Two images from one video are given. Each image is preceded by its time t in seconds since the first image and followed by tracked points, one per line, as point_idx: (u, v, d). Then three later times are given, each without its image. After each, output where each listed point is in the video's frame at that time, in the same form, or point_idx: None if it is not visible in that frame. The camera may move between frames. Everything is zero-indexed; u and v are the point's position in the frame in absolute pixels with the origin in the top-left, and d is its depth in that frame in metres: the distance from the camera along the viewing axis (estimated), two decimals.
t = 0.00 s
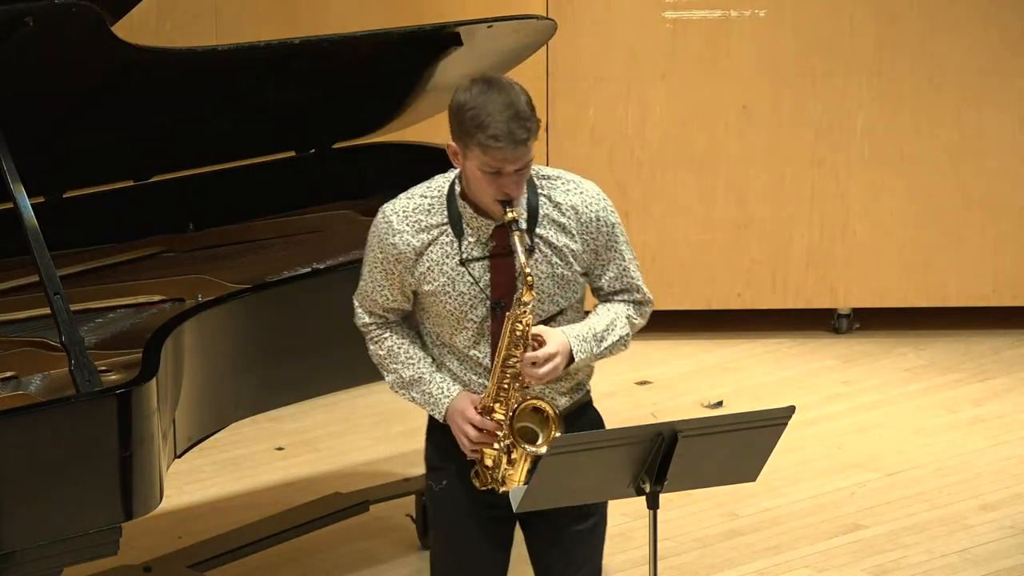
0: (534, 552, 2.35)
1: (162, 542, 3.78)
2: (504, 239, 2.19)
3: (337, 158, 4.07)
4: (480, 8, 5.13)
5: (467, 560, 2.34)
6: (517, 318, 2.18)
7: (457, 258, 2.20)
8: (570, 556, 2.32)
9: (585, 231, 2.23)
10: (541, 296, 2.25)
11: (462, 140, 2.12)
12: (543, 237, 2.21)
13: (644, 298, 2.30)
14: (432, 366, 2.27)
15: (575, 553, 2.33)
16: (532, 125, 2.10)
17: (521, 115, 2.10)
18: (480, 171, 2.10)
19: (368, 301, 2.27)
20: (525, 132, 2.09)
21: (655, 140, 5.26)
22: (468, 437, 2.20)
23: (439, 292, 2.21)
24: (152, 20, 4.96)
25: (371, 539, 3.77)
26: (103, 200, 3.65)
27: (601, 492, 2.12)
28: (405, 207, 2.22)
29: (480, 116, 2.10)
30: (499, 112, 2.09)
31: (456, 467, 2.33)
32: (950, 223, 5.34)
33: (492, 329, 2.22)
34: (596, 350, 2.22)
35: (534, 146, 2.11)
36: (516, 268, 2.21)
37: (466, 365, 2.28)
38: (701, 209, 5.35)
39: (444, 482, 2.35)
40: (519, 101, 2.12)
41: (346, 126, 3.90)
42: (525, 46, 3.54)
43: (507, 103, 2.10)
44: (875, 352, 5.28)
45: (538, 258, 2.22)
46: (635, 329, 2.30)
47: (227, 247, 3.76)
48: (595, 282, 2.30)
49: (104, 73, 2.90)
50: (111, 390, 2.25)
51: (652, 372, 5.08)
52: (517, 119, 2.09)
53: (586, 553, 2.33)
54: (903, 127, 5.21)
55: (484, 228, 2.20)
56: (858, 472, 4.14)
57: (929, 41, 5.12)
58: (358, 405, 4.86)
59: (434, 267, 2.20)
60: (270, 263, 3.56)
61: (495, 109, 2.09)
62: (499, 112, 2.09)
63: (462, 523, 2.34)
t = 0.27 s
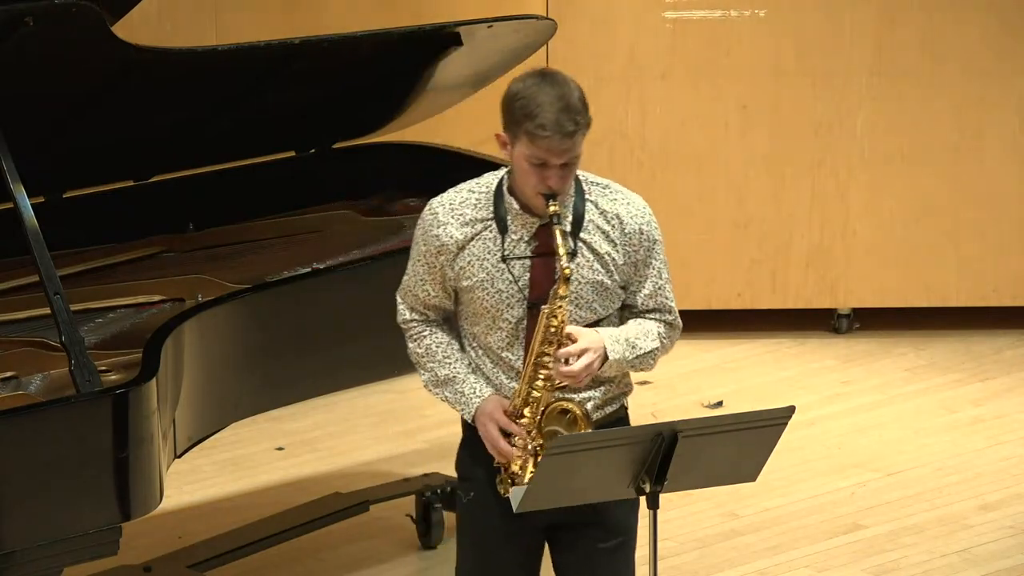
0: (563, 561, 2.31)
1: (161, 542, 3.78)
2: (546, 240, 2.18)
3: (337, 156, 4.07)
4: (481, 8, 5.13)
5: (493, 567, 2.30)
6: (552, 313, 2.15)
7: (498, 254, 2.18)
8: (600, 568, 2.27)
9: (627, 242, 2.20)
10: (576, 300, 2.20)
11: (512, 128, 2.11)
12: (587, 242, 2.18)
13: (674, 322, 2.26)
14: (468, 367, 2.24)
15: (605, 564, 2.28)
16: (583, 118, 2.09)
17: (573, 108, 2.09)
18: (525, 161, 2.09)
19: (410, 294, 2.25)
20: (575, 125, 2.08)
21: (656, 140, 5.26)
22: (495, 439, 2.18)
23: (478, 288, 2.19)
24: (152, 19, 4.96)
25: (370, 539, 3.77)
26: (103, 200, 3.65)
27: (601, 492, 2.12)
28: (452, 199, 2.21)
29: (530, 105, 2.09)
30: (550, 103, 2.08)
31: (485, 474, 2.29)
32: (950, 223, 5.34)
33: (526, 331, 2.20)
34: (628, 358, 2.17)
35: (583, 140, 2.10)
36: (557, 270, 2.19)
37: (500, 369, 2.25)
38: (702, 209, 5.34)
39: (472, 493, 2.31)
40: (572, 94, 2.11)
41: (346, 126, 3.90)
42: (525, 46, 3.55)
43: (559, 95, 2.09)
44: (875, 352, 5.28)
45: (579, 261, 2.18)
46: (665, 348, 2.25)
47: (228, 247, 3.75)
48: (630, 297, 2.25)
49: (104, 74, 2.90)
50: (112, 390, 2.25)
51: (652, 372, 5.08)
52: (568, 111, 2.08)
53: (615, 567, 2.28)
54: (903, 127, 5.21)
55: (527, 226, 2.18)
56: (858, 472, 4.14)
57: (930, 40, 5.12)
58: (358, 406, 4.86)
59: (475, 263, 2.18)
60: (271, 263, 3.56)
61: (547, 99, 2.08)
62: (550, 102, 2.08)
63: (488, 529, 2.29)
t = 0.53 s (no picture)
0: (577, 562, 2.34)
1: (161, 542, 3.78)
2: (563, 228, 2.22)
3: (337, 155, 4.07)
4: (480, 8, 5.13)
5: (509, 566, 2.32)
6: (570, 296, 2.16)
7: (517, 245, 2.22)
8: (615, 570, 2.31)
9: (648, 229, 2.22)
10: (598, 289, 2.22)
11: (525, 111, 2.14)
12: (605, 230, 2.21)
13: (706, 309, 2.24)
14: (490, 368, 2.27)
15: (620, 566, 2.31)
16: (595, 99, 2.11)
17: (586, 89, 2.11)
18: (539, 144, 2.11)
19: (435, 296, 2.30)
20: (587, 105, 2.10)
21: (656, 140, 5.26)
22: (519, 437, 2.17)
23: (497, 281, 2.23)
24: (152, 19, 4.95)
25: (370, 539, 3.77)
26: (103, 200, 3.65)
27: (601, 492, 2.12)
28: (471, 195, 2.27)
29: (542, 87, 2.11)
30: (563, 85, 2.10)
31: (509, 473, 2.34)
32: (951, 223, 5.34)
33: (546, 322, 2.22)
34: (656, 341, 2.16)
35: (596, 122, 2.12)
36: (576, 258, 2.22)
37: (523, 364, 2.27)
38: (702, 209, 5.34)
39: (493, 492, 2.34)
40: (584, 76, 2.13)
41: (346, 126, 3.90)
42: (525, 46, 3.55)
43: (571, 76, 2.12)
44: (875, 352, 5.28)
45: (598, 250, 2.21)
46: (697, 338, 2.23)
47: (228, 247, 3.75)
48: (656, 287, 2.26)
49: (103, 73, 2.90)
50: (111, 390, 2.25)
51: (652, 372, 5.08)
52: (580, 92, 2.10)
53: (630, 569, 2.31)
54: (904, 127, 5.22)
55: (544, 216, 2.22)
56: (858, 472, 4.14)
57: (930, 41, 5.12)
58: (358, 406, 4.86)
59: (494, 255, 2.23)
60: (271, 263, 3.56)
61: (559, 81, 2.11)
62: (563, 84, 2.10)
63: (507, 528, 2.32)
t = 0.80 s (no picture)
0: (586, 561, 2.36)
1: (161, 542, 3.78)
2: (572, 227, 2.21)
3: (337, 156, 4.07)
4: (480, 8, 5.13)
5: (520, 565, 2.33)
6: (577, 296, 2.16)
7: (525, 245, 2.23)
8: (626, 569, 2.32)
9: (657, 229, 2.22)
10: (606, 289, 2.22)
11: (531, 111, 2.14)
12: (614, 230, 2.22)
13: (717, 310, 2.23)
14: (501, 369, 2.28)
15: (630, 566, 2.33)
16: (601, 96, 2.11)
17: (592, 87, 2.11)
18: (546, 143, 2.11)
19: (447, 297, 2.31)
20: (593, 103, 2.10)
21: (656, 140, 5.26)
22: (530, 438, 2.18)
23: (506, 281, 2.23)
24: (152, 20, 4.94)
25: (370, 539, 3.77)
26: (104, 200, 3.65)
27: (602, 492, 2.12)
28: (481, 195, 2.27)
29: (549, 86, 2.12)
30: (568, 83, 2.10)
31: (519, 474, 2.35)
32: (951, 223, 5.34)
33: (555, 322, 2.22)
34: (664, 340, 2.16)
35: (603, 120, 2.12)
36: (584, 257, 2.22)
37: (534, 366, 2.27)
38: (703, 209, 5.34)
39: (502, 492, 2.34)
40: (590, 75, 2.13)
41: (346, 126, 3.90)
42: (525, 46, 3.54)
43: (577, 75, 2.12)
44: (875, 352, 5.28)
45: (607, 249, 2.21)
46: (709, 338, 2.22)
47: (229, 247, 3.75)
48: (666, 288, 2.25)
49: (103, 73, 2.90)
50: (111, 390, 2.25)
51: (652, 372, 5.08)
52: (586, 90, 2.10)
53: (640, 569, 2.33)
54: (904, 127, 5.22)
55: (552, 216, 2.21)
56: (858, 472, 4.14)
57: (929, 41, 5.12)
58: (358, 405, 4.86)
59: (503, 255, 2.23)
60: (271, 263, 3.56)
61: (565, 80, 2.11)
62: (569, 83, 2.11)
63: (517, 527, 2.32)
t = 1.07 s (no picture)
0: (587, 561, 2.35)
1: (161, 542, 3.78)
2: (578, 227, 2.22)
3: (337, 155, 4.07)
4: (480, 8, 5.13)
5: (521, 564, 2.33)
6: (581, 295, 2.16)
7: (532, 243, 2.23)
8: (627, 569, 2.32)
9: (664, 230, 2.22)
10: (611, 289, 2.22)
11: (540, 109, 2.14)
12: (621, 230, 2.21)
13: (722, 314, 2.23)
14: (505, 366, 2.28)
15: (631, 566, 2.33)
16: (611, 97, 2.12)
17: (602, 87, 2.11)
18: (554, 142, 2.12)
19: (453, 293, 2.32)
20: (602, 103, 2.10)
21: (656, 140, 5.26)
22: (531, 436, 2.19)
23: (512, 278, 2.23)
24: (152, 20, 4.94)
25: (369, 539, 3.77)
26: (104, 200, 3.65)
27: (602, 492, 2.12)
28: (489, 192, 2.27)
29: (558, 85, 2.12)
30: (578, 83, 2.11)
31: (520, 472, 2.35)
32: (951, 224, 5.34)
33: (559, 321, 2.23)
34: (668, 342, 2.16)
35: (612, 120, 2.12)
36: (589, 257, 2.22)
37: (537, 364, 2.28)
38: (703, 209, 5.34)
39: (504, 490, 2.35)
40: (600, 74, 2.13)
41: (346, 126, 3.90)
42: (525, 46, 3.54)
43: (587, 75, 2.12)
44: (875, 352, 5.28)
45: (613, 250, 2.21)
46: (712, 342, 2.23)
47: (228, 247, 3.75)
48: (671, 290, 2.25)
49: (103, 73, 2.90)
50: (111, 390, 2.25)
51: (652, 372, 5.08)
52: (596, 90, 2.10)
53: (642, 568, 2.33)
54: (904, 127, 5.22)
55: (560, 215, 2.22)
56: (858, 472, 4.14)
57: (929, 41, 5.12)
58: (358, 405, 4.86)
59: (509, 253, 2.23)
60: (272, 263, 3.56)
61: (574, 79, 2.11)
62: (579, 82, 2.11)
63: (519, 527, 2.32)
